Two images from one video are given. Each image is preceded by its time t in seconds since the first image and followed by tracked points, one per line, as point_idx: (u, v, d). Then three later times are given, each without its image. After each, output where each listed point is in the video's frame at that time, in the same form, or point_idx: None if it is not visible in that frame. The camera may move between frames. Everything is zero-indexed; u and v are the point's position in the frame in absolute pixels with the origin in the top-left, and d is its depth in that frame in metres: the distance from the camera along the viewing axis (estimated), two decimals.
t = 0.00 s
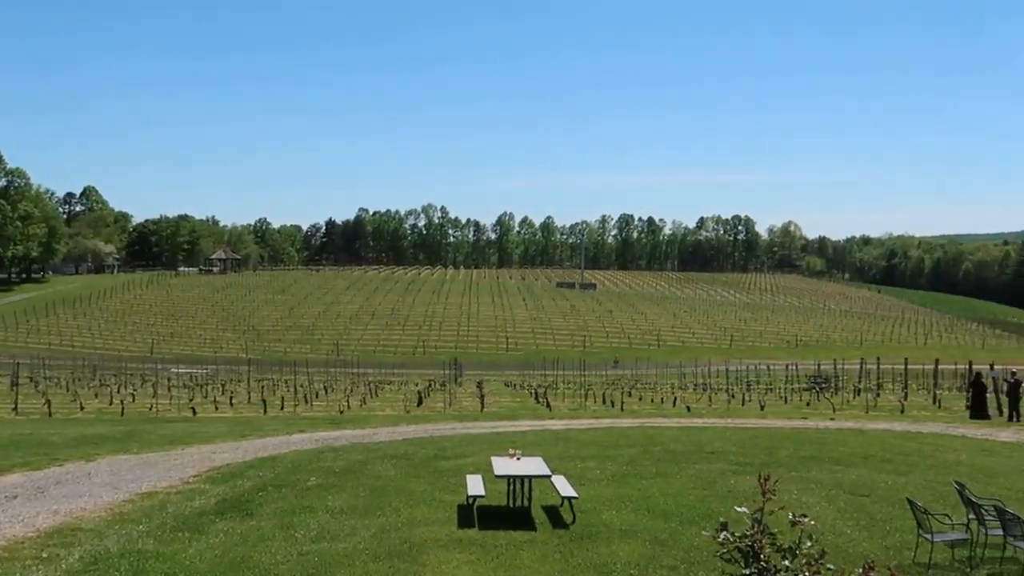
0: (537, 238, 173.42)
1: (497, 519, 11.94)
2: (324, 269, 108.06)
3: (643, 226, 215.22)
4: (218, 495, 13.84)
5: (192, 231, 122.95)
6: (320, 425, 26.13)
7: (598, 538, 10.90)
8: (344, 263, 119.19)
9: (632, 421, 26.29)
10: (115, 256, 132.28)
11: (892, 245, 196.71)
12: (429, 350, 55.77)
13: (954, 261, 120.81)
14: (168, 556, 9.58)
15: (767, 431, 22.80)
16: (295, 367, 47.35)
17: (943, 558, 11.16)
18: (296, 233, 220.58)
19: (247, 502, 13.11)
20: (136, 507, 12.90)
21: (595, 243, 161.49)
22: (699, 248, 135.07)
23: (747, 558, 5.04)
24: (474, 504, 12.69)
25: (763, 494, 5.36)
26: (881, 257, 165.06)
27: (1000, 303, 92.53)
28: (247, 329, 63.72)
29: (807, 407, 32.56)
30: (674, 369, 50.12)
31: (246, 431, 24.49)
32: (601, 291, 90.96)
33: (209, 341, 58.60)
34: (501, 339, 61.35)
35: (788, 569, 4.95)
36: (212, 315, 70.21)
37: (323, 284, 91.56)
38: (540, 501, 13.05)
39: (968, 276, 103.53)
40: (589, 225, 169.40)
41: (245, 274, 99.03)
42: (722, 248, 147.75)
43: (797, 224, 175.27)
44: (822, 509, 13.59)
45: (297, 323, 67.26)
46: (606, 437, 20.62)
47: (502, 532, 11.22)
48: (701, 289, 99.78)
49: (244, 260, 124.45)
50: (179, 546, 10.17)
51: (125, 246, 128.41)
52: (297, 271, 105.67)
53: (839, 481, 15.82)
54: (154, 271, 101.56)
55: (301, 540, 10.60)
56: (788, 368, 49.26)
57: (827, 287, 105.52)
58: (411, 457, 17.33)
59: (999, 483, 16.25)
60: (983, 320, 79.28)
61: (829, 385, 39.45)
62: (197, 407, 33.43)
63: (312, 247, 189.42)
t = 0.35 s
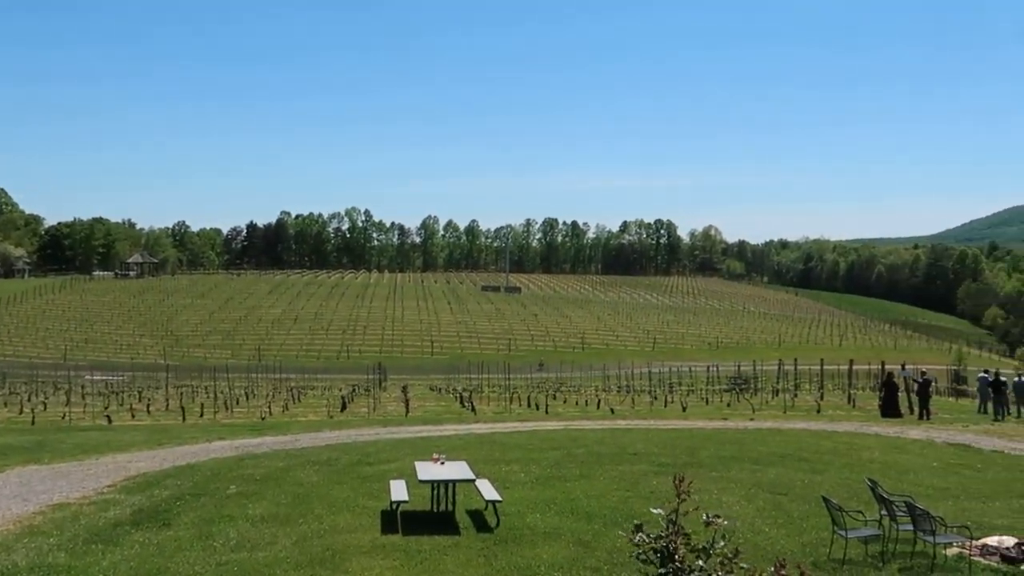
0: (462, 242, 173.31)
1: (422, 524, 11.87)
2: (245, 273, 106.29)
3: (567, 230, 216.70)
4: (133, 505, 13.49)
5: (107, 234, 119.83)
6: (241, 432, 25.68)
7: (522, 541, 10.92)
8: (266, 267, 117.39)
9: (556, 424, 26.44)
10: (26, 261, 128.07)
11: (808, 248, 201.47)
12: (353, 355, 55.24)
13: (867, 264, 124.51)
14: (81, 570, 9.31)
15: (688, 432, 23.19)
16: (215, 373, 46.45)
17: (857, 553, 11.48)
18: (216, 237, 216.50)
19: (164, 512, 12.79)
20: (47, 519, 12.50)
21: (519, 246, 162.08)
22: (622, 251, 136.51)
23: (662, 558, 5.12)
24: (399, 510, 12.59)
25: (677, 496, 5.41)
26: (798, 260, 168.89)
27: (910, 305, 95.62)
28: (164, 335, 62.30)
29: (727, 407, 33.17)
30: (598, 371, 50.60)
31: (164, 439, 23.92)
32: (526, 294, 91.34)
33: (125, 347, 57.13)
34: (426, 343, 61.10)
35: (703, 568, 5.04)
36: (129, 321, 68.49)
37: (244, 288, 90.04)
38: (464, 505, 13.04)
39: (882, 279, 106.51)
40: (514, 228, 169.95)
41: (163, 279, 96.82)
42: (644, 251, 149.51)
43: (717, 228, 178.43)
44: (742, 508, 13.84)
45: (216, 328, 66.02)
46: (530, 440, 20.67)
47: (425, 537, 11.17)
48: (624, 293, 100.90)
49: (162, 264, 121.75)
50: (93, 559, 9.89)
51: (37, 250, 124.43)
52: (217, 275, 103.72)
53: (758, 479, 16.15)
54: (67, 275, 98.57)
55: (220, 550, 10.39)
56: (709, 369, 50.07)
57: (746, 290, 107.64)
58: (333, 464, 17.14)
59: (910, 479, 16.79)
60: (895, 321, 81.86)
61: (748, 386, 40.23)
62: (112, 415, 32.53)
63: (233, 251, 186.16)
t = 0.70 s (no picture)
0: (411, 243, 172.65)
1: (370, 527, 11.80)
2: (190, 275, 104.71)
3: (516, 231, 216.97)
4: (74, 512, 13.22)
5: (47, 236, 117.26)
6: (186, 436, 25.30)
7: (472, 542, 10.91)
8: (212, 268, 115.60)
9: (506, 425, 26.45)
10: None
11: (755, 247, 203.56)
12: (301, 357, 54.75)
13: (812, 263, 126.20)
14: None
15: (636, 431, 23.34)
16: (160, 377, 45.69)
17: (802, 548, 11.64)
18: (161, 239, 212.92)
19: (106, 519, 12.55)
20: None
21: (469, 248, 162.02)
22: (571, 252, 137.15)
23: (604, 557, 5.14)
24: (347, 512, 12.50)
25: (619, 496, 5.44)
26: (745, 260, 170.44)
27: (854, 302, 97.24)
28: (107, 338, 61.14)
29: (675, 406, 33.45)
30: (548, 371, 50.74)
31: (107, 444, 23.47)
32: (475, 294, 91.30)
33: (66, 350, 55.93)
34: (375, 344, 60.72)
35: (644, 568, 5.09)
36: (70, 324, 67.08)
37: (190, 290, 88.60)
38: (414, 507, 12.99)
39: (826, 278, 108.18)
40: (464, 229, 169.38)
41: (106, 281, 94.98)
42: (594, 251, 149.79)
43: (664, 228, 179.81)
44: (691, 505, 13.97)
45: (161, 331, 64.94)
46: (479, 441, 20.65)
47: (375, 539, 11.12)
48: (573, 292, 101.34)
49: (104, 266, 119.47)
50: (30, 569, 9.67)
51: None
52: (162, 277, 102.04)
53: (705, 477, 16.32)
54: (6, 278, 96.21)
55: (164, 557, 10.22)
56: (658, 368, 50.46)
57: (694, 290, 108.50)
58: (280, 467, 16.96)
59: (853, 474, 17.10)
60: (839, 319, 83.24)
61: (695, 385, 40.66)
62: (53, 420, 31.82)
63: (178, 253, 183.21)
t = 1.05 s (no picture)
0: (351, 245, 171.26)
1: (308, 532, 11.69)
2: (124, 278, 102.68)
3: (457, 232, 216.62)
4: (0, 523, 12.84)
5: None
6: (119, 443, 24.80)
7: (411, 545, 10.88)
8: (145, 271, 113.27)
9: (446, 427, 26.37)
10: None
11: (693, 247, 205.03)
12: (239, 361, 54.06)
13: (748, 264, 128.09)
14: None
15: (576, 431, 23.48)
16: (92, 382, 44.70)
17: (738, 544, 11.82)
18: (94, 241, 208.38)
19: (35, 529, 12.24)
20: None
21: (409, 249, 161.41)
22: (512, 253, 137.39)
23: (535, 558, 5.19)
24: (284, 518, 12.36)
25: (549, 496, 5.49)
26: (683, 261, 171.77)
27: (789, 302, 98.82)
28: (36, 343, 59.57)
29: (615, 406, 33.70)
30: (488, 372, 50.76)
31: (36, 452, 22.87)
32: (416, 296, 91.05)
33: None
34: (314, 348, 60.12)
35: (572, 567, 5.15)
36: None
37: (122, 293, 86.70)
38: (352, 510, 12.90)
39: (762, 278, 109.82)
40: (403, 231, 168.19)
41: (35, 284, 92.60)
42: (533, 252, 149.72)
43: (603, 228, 180.94)
44: (629, 504, 14.09)
45: (93, 336, 63.52)
46: (419, 443, 20.58)
47: (312, 545, 11.01)
48: (514, 293, 101.56)
49: (35, 269, 116.52)
50: None
51: None
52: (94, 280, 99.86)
53: (643, 475, 16.49)
54: None
55: (95, 567, 10.01)
56: (599, 369, 50.80)
57: (634, 290, 109.22)
58: (216, 473, 16.70)
59: (787, 471, 17.42)
60: (774, 319, 84.65)
61: (635, 384, 41.03)
62: None
63: (112, 256, 179.45)
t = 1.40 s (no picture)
0: (276, 246, 168.39)
1: (229, 537, 11.49)
2: (38, 278, 99.59)
3: (384, 233, 214.45)
4: None
5: None
6: (34, 448, 24.08)
7: (336, 548, 10.78)
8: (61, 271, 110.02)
9: (372, 428, 26.20)
10: None
11: (619, 248, 205.53)
12: (160, 363, 52.93)
13: (672, 265, 129.40)
14: None
15: (504, 432, 23.52)
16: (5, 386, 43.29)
17: (662, 542, 11.97)
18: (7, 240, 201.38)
19: None
20: None
21: (335, 249, 159.50)
22: (440, 254, 136.79)
23: (454, 559, 5.23)
24: (206, 523, 12.13)
25: (469, 496, 5.50)
26: (609, 262, 172.12)
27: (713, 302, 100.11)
28: None
29: (541, 405, 33.84)
30: (415, 373, 50.52)
31: None
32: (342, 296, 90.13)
33: None
34: (237, 349, 59.15)
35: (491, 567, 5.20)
36: None
37: (37, 293, 84.06)
38: (276, 514, 12.73)
39: (686, 279, 111.16)
40: (327, 230, 165.53)
41: None
42: (460, 253, 148.69)
43: (530, 229, 180.65)
44: (555, 503, 14.18)
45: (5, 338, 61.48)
46: (345, 445, 20.40)
47: (234, 550, 10.83)
48: (441, 293, 101.24)
49: None
50: None
51: None
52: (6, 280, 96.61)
53: (569, 475, 16.61)
54: None
55: None
56: (525, 369, 50.97)
57: (561, 291, 109.52)
58: (134, 478, 16.33)
59: (710, 468, 17.71)
60: (698, 319, 85.93)
61: (562, 384, 41.26)
62: None
63: (26, 255, 173.78)
